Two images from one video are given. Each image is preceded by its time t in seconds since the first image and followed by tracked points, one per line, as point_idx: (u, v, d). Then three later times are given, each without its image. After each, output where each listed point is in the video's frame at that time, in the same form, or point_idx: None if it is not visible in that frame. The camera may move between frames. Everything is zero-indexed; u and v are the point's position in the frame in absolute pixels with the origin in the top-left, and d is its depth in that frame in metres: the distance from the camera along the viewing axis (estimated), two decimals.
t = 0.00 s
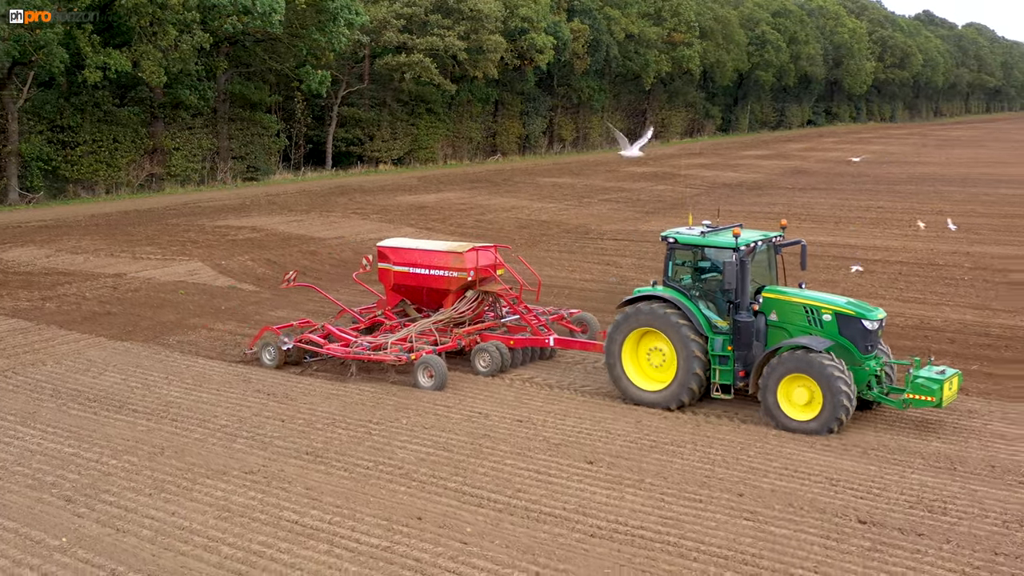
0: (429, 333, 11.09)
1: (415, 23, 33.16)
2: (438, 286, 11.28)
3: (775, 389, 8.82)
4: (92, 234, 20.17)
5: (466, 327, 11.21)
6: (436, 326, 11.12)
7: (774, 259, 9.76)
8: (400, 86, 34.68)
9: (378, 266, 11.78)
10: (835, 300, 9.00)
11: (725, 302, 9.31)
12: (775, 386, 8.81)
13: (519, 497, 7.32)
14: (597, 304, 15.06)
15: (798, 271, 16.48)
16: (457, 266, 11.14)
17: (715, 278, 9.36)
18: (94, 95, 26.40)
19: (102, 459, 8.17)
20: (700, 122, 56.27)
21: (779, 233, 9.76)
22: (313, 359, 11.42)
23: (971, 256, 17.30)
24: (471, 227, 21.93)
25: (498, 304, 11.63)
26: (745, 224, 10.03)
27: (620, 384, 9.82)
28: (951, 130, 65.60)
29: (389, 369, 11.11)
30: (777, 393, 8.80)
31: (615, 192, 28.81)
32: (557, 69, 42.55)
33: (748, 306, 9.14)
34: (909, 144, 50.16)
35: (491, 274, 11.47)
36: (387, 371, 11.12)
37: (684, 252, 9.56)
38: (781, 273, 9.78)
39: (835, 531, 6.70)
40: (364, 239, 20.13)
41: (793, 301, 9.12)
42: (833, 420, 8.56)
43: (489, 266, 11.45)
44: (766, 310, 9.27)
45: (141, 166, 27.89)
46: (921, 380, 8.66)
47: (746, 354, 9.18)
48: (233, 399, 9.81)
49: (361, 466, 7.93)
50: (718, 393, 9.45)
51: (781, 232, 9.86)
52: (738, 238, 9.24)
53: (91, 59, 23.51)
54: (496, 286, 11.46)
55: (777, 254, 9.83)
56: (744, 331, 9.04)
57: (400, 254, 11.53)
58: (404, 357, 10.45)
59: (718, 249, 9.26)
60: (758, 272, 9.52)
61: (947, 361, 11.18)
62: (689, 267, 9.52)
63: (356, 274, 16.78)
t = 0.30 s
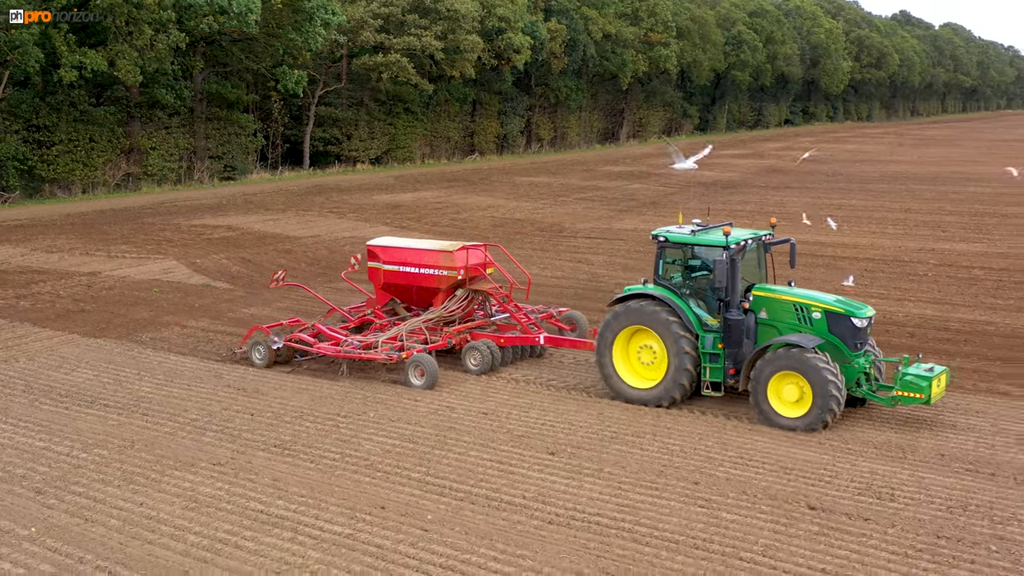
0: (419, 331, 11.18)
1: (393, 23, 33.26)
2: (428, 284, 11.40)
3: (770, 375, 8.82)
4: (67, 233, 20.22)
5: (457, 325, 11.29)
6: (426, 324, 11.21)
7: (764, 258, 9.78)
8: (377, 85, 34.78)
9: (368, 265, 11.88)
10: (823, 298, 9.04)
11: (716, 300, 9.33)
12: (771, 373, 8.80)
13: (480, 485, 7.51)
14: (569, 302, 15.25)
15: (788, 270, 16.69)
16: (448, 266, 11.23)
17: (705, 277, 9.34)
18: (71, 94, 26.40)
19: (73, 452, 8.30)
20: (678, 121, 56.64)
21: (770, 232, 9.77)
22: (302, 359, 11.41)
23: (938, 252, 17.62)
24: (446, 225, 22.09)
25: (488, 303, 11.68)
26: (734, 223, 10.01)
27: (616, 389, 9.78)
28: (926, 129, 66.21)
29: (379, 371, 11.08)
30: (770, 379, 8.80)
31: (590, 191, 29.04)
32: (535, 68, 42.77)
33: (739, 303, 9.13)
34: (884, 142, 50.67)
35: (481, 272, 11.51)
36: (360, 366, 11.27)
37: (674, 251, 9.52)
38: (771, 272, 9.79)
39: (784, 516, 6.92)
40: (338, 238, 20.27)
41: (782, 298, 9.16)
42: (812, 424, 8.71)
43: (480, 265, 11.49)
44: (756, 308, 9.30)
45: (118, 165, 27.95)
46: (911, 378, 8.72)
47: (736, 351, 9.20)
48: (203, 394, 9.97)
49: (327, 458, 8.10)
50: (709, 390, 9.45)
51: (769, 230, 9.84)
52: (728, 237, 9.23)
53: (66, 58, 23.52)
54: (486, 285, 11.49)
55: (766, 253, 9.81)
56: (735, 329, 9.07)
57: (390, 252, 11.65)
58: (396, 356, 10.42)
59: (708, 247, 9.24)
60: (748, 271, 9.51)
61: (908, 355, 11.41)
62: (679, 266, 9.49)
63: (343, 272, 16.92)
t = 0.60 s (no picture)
0: (409, 330, 11.15)
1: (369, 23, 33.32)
2: (417, 283, 11.36)
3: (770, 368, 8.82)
4: (41, 233, 20.25)
5: (446, 324, 11.27)
6: (415, 323, 11.18)
7: (752, 257, 9.83)
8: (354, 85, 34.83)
9: (356, 264, 11.80)
10: (811, 296, 9.12)
11: (705, 298, 9.35)
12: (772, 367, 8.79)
13: (442, 476, 7.69)
14: (541, 299, 15.42)
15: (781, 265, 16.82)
16: (437, 264, 11.21)
17: (694, 275, 9.39)
18: (46, 94, 26.38)
19: (42, 445, 8.43)
20: (655, 121, 56.95)
21: (757, 231, 9.85)
22: (291, 358, 11.46)
23: (905, 249, 17.93)
24: (421, 224, 22.21)
25: (477, 302, 11.69)
26: (723, 221, 10.06)
27: (616, 391, 9.77)
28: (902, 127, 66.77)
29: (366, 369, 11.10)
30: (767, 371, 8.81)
31: (565, 190, 29.24)
32: (512, 68, 42.95)
33: (728, 302, 9.21)
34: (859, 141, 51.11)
35: (471, 271, 11.51)
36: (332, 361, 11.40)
37: (664, 248, 9.57)
38: (759, 271, 9.85)
39: (735, 503, 7.13)
40: (312, 236, 20.39)
41: (771, 296, 9.21)
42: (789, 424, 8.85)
43: (469, 264, 11.49)
44: (745, 306, 9.34)
45: (94, 165, 27.97)
46: (898, 374, 8.80)
47: (725, 349, 9.27)
48: (173, 389, 10.10)
49: (293, 450, 8.26)
50: (698, 388, 9.53)
51: (758, 229, 9.90)
52: (717, 235, 9.30)
53: (41, 58, 23.53)
54: (475, 283, 11.50)
55: (754, 251, 9.88)
56: (724, 326, 9.12)
57: (380, 251, 11.58)
58: (387, 356, 10.51)
59: (698, 244, 9.30)
60: (737, 269, 9.56)
61: (889, 352, 11.56)
62: (669, 264, 9.52)
63: (331, 271, 17.03)
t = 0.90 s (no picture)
0: (398, 330, 11.21)
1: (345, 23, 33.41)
2: (406, 283, 11.37)
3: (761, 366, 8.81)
4: (15, 232, 20.25)
5: (435, 324, 11.29)
6: (404, 323, 11.23)
7: (740, 256, 9.83)
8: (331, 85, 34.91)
9: (345, 264, 11.82)
10: (799, 293, 9.07)
11: (694, 296, 9.36)
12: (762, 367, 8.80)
13: (403, 467, 7.85)
14: (513, 296, 15.56)
15: (772, 263, 16.93)
16: (425, 263, 11.20)
17: (683, 274, 9.38)
18: (20, 93, 26.34)
19: (8, 441, 8.53)
20: (633, 120, 57.24)
21: (745, 229, 9.84)
22: (280, 357, 11.40)
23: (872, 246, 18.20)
24: (394, 223, 22.35)
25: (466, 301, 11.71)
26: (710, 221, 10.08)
27: (614, 394, 9.74)
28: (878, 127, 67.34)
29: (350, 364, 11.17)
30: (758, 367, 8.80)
31: (541, 189, 29.45)
32: (489, 68, 43.12)
33: (716, 300, 9.16)
34: (833, 141, 51.57)
35: (459, 270, 11.52)
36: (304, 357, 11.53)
37: (652, 247, 9.60)
38: (747, 270, 9.82)
39: (687, 492, 7.32)
40: (287, 235, 20.50)
41: (759, 294, 9.17)
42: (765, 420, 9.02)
43: (458, 263, 11.50)
44: (734, 304, 9.29)
45: (69, 165, 27.98)
46: (887, 370, 8.78)
47: (714, 347, 9.22)
48: (142, 386, 10.21)
49: (258, 444, 8.39)
50: (689, 386, 9.53)
51: (746, 227, 9.89)
52: (706, 233, 9.29)
53: (15, 58, 23.52)
54: (464, 282, 11.52)
55: (743, 249, 9.89)
56: (712, 325, 9.04)
57: (368, 251, 11.59)
58: (375, 355, 10.54)
59: (687, 243, 9.31)
60: (725, 267, 9.57)
61: (877, 349, 11.66)
62: (658, 263, 9.56)
63: (319, 271, 16.97)
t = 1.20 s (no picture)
0: (388, 329, 11.21)
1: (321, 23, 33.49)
2: (396, 282, 11.45)
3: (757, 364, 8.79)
4: None
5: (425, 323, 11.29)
6: (394, 322, 11.24)
7: (729, 254, 9.90)
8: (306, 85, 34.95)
9: (335, 263, 11.96)
10: (790, 291, 9.20)
11: (684, 295, 9.41)
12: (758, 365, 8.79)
13: (363, 460, 8.01)
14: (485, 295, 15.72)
15: (755, 261, 17.07)
16: (416, 262, 11.25)
17: (673, 273, 9.43)
18: None
19: None
20: (610, 120, 57.49)
21: (734, 228, 9.90)
22: (269, 356, 11.39)
23: (840, 244, 18.45)
24: (368, 222, 22.47)
25: (456, 301, 11.70)
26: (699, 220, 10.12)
27: (615, 395, 9.69)
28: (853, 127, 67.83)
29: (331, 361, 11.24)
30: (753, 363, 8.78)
31: (516, 188, 29.62)
32: (465, 68, 43.25)
33: (707, 299, 9.30)
34: (808, 141, 51.91)
35: (449, 270, 11.58)
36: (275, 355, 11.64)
37: (642, 247, 9.64)
38: (736, 268, 9.93)
39: (639, 482, 7.51)
40: (260, 234, 20.59)
41: (750, 293, 9.30)
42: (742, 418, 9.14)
43: (447, 263, 11.55)
44: (724, 302, 9.43)
45: (43, 164, 27.96)
46: (879, 367, 8.83)
47: (706, 346, 9.31)
48: (109, 381, 10.33)
49: (221, 437, 8.54)
50: (679, 385, 9.57)
51: (735, 227, 9.95)
52: (695, 232, 9.33)
53: None
54: (454, 282, 11.52)
55: (731, 249, 9.93)
56: (703, 323, 9.20)
57: (359, 251, 11.72)
58: (367, 354, 10.45)
59: (676, 242, 9.34)
60: (715, 265, 9.61)
61: (866, 345, 11.81)
62: (648, 263, 9.61)
63: (309, 273, 16.98)
